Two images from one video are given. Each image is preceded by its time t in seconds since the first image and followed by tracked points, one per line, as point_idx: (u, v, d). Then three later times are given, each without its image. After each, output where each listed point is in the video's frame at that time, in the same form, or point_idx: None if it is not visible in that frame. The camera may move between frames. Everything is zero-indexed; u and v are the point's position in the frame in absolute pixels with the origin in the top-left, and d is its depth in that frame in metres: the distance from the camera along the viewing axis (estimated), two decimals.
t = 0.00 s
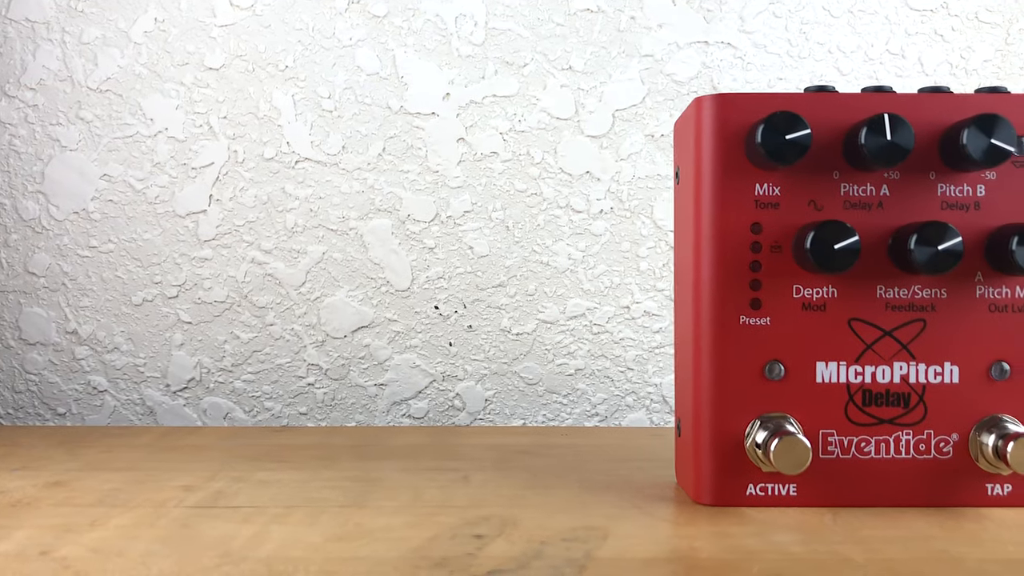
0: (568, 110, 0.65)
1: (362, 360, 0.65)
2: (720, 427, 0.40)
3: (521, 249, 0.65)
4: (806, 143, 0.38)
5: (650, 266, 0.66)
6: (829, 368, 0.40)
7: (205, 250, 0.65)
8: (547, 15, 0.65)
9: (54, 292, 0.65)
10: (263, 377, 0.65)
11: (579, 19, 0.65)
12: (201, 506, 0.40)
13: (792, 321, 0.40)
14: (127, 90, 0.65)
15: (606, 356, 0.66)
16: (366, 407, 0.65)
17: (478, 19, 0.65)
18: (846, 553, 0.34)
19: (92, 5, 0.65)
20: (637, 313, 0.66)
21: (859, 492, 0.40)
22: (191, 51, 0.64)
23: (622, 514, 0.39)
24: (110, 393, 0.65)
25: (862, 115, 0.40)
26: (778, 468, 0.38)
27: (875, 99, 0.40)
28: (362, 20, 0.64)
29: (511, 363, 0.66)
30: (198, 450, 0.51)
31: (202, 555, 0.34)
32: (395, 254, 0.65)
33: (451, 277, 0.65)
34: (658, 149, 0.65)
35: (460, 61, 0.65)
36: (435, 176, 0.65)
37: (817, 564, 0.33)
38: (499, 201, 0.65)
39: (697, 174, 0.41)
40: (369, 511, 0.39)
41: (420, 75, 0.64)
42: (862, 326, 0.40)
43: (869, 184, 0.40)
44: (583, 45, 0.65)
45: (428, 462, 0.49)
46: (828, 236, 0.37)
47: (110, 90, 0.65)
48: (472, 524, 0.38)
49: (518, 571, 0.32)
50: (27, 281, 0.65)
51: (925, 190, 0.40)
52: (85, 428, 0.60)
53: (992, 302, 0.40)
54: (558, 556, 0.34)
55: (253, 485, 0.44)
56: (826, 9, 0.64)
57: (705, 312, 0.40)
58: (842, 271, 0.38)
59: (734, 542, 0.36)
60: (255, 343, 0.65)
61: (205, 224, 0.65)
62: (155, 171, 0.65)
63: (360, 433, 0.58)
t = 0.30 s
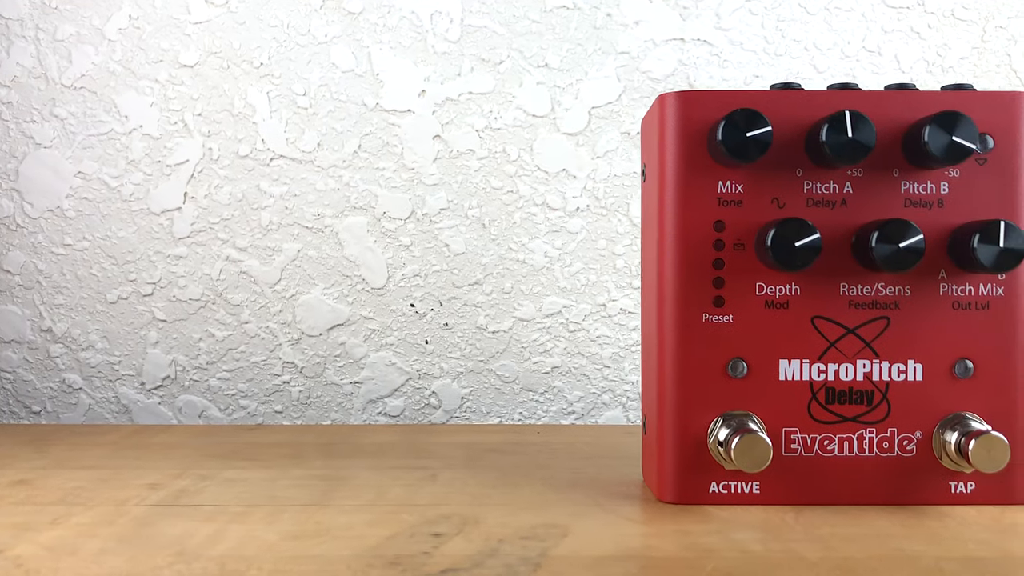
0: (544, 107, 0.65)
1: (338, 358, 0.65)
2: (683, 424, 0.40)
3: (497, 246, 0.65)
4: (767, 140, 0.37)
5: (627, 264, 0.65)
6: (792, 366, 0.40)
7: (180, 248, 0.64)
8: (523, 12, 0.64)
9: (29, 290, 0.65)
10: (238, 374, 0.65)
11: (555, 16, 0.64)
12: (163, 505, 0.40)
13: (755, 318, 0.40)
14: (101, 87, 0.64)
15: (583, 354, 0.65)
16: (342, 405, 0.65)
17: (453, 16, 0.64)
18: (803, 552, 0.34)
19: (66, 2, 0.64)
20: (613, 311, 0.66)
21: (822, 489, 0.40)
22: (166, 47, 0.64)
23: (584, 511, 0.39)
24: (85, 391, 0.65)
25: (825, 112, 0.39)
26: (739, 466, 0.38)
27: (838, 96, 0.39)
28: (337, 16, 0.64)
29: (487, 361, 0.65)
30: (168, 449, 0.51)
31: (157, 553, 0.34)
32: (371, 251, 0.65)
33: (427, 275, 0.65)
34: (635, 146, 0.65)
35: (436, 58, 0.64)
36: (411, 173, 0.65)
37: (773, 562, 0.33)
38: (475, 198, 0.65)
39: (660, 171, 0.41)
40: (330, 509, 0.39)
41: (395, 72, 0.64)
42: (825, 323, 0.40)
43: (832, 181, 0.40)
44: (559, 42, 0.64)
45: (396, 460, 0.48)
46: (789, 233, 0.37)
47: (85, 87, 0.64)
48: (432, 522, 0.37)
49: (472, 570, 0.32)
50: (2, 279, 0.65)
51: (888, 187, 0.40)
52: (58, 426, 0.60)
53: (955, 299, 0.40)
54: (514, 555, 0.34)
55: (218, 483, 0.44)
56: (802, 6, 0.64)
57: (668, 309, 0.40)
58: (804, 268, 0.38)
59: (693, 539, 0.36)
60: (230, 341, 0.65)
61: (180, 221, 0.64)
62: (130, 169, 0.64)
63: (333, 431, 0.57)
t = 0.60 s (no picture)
0: (529, 106, 0.64)
1: (322, 357, 0.65)
2: (659, 423, 0.40)
3: (482, 245, 0.65)
4: (741, 139, 0.37)
5: (612, 263, 0.65)
6: (767, 365, 0.40)
7: (164, 247, 0.64)
8: (507, 10, 0.64)
9: (13, 289, 0.65)
10: (222, 373, 0.65)
11: (539, 14, 0.64)
12: (138, 504, 0.40)
13: (730, 317, 0.40)
14: (85, 85, 0.64)
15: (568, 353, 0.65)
16: (326, 404, 0.65)
17: (437, 14, 0.64)
18: (774, 551, 0.34)
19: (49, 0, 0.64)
20: (598, 310, 0.65)
21: (797, 488, 0.40)
22: (149, 46, 0.64)
23: (559, 510, 0.39)
24: (69, 391, 0.65)
25: (801, 111, 0.39)
26: (712, 465, 0.38)
27: (814, 95, 0.39)
28: (321, 15, 0.64)
29: (472, 360, 0.65)
30: (147, 448, 0.51)
31: (127, 553, 0.34)
32: (355, 250, 0.64)
33: (412, 273, 0.65)
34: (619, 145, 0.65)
35: (420, 57, 0.64)
36: (395, 172, 0.64)
37: (743, 561, 0.33)
38: (460, 197, 0.65)
39: (636, 170, 0.40)
40: (305, 509, 0.39)
41: (379, 70, 0.64)
42: (800, 322, 0.40)
43: (807, 180, 0.40)
44: (543, 40, 0.64)
45: (375, 460, 0.48)
46: (762, 233, 0.37)
47: (68, 86, 0.64)
48: (405, 522, 0.37)
49: (441, 569, 0.32)
50: None
51: (864, 186, 0.40)
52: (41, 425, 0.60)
53: (932, 298, 0.40)
54: (484, 554, 0.34)
55: (195, 482, 0.44)
56: (787, 5, 0.64)
57: (644, 308, 0.40)
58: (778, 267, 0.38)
59: (665, 538, 0.36)
60: (214, 340, 0.65)
61: (164, 220, 0.64)
62: (113, 167, 0.64)
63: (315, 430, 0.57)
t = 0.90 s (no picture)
0: (513, 102, 0.64)
1: (306, 355, 0.64)
2: (632, 420, 0.40)
3: (466, 242, 0.65)
4: (713, 136, 0.37)
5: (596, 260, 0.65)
6: (741, 362, 0.40)
7: (147, 244, 0.64)
8: (491, 7, 0.64)
9: None
10: (205, 371, 0.65)
11: (524, 10, 0.64)
12: (109, 502, 0.40)
13: (704, 315, 0.40)
14: (68, 82, 0.64)
15: (552, 350, 0.65)
16: (310, 401, 0.65)
17: (421, 10, 0.64)
18: (743, 549, 0.34)
19: None
20: (582, 307, 0.65)
21: (771, 486, 0.40)
22: (133, 42, 0.64)
23: (531, 508, 0.39)
24: (53, 388, 0.65)
25: (775, 107, 0.39)
26: (685, 462, 0.38)
27: (789, 91, 0.39)
28: (304, 11, 0.64)
29: (456, 357, 0.65)
30: (126, 446, 0.51)
31: (94, 551, 0.34)
32: (339, 247, 0.64)
33: (396, 271, 0.64)
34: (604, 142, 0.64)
35: (404, 53, 0.64)
36: (379, 169, 0.64)
37: (711, 559, 0.33)
38: (444, 194, 0.64)
39: (611, 167, 0.40)
40: (276, 507, 0.39)
41: (363, 66, 0.64)
42: (774, 319, 0.40)
43: (781, 177, 0.39)
44: (527, 36, 0.64)
45: (353, 458, 0.48)
46: (734, 231, 0.37)
47: (51, 83, 0.64)
48: (376, 520, 0.37)
49: (406, 567, 0.32)
50: None
51: (838, 183, 0.39)
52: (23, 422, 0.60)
53: (907, 295, 0.39)
54: (451, 552, 0.33)
55: (169, 480, 0.44)
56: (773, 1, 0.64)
57: (619, 305, 0.40)
58: (751, 264, 0.38)
59: (636, 536, 0.35)
60: (197, 337, 0.64)
61: (148, 217, 0.64)
62: (97, 164, 0.64)
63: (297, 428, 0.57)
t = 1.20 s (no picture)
0: (492, 101, 0.64)
1: (285, 354, 0.64)
2: (599, 419, 0.40)
3: (445, 241, 0.64)
4: (678, 135, 0.37)
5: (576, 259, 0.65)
6: (707, 361, 0.40)
7: (126, 243, 0.64)
8: (470, 6, 0.64)
9: None
10: (185, 370, 0.65)
11: (502, 9, 0.64)
12: (76, 501, 0.40)
13: (670, 313, 0.40)
14: (47, 81, 0.64)
15: (532, 349, 0.65)
16: (289, 400, 0.65)
17: (400, 9, 0.64)
18: (704, 547, 0.34)
19: None
20: (562, 306, 0.65)
21: (738, 485, 0.40)
22: (111, 41, 0.64)
23: (498, 506, 0.39)
24: (32, 387, 0.65)
25: (741, 106, 0.39)
26: (649, 460, 0.38)
27: (755, 89, 0.39)
28: (283, 10, 0.64)
29: (436, 356, 0.65)
30: (99, 445, 0.51)
31: (55, 549, 0.34)
32: (318, 246, 0.64)
33: (375, 270, 0.64)
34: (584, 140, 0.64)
35: (383, 52, 0.64)
36: (358, 167, 0.64)
37: (671, 557, 0.33)
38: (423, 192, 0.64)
39: (578, 166, 0.40)
40: (243, 506, 0.39)
41: (342, 65, 0.64)
42: (740, 318, 0.40)
43: (747, 176, 0.39)
44: (506, 35, 0.64)
45: (325, 457, 0.48)
46: (698, 230, 0.37)
47: (30, 81, 0.64)
48: (340, 519, 0.37)
49: (366, 566, 0.32)
50: None
51: (804, 182, 0.39)
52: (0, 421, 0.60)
53: (873, 294, 0.39)
54: (412, 551, 0.33)
55: (139, 478, 0.44)
56: None
57: (586, 304, 0.40)
58: (716, 263, 0.38)
59: (599, 535, 0.35)
60: (176, 336, 0.64)
61: (127, 216, 0.64)
62: (76, 163, 0.64)
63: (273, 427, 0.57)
